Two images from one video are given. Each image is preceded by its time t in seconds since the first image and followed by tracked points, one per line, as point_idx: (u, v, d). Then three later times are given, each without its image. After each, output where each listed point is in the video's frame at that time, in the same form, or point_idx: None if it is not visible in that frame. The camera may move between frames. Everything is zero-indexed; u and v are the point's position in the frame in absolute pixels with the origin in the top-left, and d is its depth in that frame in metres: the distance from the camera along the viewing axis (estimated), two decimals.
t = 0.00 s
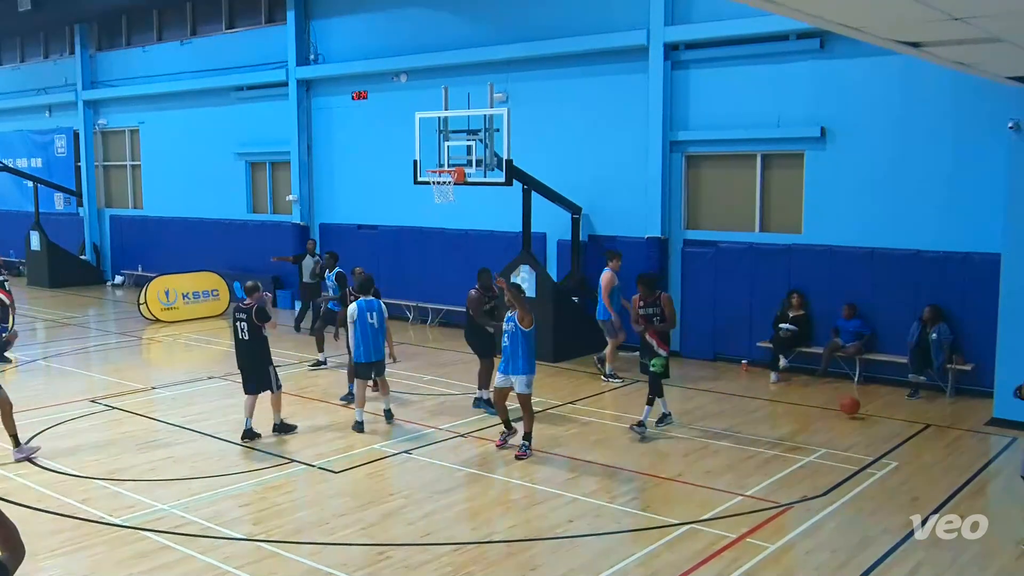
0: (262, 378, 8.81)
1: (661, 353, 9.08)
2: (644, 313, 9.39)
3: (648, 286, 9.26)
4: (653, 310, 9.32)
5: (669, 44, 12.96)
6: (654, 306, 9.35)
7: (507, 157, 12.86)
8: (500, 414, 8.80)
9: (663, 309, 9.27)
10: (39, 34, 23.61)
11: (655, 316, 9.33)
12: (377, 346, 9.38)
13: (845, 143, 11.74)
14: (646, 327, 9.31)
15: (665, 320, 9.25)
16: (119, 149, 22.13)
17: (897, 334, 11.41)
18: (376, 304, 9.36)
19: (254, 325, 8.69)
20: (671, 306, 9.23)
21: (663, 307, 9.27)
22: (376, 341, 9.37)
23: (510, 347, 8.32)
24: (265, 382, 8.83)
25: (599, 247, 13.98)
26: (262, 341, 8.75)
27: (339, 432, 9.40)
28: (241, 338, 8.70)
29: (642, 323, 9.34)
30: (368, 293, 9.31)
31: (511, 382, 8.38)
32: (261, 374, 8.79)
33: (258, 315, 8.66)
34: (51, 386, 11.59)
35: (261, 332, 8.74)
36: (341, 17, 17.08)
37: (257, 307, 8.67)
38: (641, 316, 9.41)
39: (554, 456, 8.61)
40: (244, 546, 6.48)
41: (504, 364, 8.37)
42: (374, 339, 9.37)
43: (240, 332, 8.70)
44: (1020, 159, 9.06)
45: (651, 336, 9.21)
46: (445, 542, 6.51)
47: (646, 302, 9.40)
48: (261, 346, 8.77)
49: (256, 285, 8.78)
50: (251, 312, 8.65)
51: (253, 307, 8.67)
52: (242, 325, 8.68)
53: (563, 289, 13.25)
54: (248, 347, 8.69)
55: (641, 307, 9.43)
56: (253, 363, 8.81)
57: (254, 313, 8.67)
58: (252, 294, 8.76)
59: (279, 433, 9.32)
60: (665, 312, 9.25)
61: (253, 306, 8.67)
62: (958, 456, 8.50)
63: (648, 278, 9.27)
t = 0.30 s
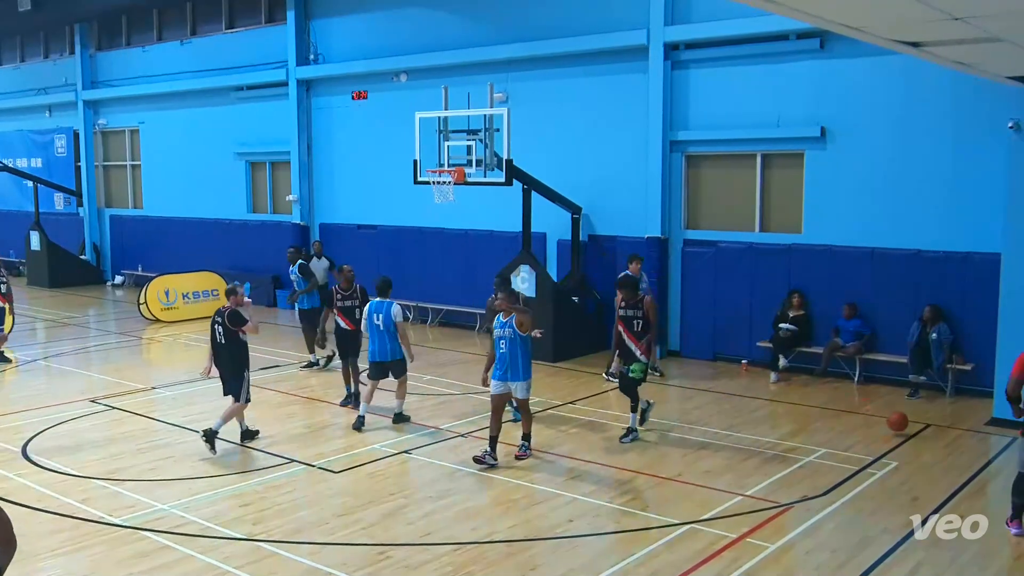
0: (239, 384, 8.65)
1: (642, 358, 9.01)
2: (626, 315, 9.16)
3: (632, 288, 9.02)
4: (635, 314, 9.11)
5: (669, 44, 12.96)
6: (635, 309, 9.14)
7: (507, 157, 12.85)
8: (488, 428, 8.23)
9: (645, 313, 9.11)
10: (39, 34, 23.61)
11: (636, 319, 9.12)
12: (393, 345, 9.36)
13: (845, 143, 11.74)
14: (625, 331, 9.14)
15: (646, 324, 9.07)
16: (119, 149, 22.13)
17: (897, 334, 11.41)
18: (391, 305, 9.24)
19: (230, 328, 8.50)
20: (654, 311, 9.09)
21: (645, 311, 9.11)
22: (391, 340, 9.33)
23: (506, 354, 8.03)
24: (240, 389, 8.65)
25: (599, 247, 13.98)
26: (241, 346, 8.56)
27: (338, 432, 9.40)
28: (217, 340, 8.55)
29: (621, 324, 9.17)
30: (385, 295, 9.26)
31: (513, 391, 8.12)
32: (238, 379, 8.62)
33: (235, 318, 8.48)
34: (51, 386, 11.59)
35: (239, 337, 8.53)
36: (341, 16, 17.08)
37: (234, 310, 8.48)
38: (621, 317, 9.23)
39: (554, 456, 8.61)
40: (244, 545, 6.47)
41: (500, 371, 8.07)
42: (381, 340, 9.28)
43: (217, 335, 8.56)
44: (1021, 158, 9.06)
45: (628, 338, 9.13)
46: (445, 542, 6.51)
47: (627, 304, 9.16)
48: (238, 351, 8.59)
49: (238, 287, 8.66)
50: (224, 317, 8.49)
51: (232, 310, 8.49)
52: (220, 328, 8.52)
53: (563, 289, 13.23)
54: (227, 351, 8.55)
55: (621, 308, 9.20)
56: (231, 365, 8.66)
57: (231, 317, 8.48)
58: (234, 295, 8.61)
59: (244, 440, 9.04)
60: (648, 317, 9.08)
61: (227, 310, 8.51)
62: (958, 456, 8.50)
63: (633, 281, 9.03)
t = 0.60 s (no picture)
0: (211, 391, 8.16)
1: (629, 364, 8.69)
2: (606, 320, 8.82)
3: (610, 293, 8.69)
4: (615, 318, 8.76)
5: (669, 44, 12.96)
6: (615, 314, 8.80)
7: (507, 157, 12.85)
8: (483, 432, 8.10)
9: (625, 316, 8.76)
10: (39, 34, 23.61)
11: (616, 324, 8.79)
12: (408, 341, 9.40)
13: (845, 144, 11.75)
14: (606, 337, 8.80)
15: (626, 329, 8.73)
16: (119, 149, 22.13)
17: (897, 334, 11.41)
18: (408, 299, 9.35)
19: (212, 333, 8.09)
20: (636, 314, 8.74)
21: (626, 315, 8.75)
22: (407, 334, 9.39)
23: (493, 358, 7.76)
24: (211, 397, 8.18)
25: (599, 247, 13.98)
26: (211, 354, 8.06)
27: (339, 432, 9.41)
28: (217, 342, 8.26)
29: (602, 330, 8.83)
30: (400, 290, 9.35)
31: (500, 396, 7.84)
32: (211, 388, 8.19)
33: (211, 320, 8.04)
34: (51, 386, 11.60)
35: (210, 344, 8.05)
36: (341, 17, 17.08)
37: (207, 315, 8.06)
38: (602, 323, 8.88)
39: (554, 456, 8.61)
40: (244, 546, 6.48)
41: (489, 376, 7.79)
42: (395, 334, 9.38)
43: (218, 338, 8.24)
44: (1020, 158, 9.06)
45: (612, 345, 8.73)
46: (445, 542, 6.51)
47: (607, 309, 8.85)
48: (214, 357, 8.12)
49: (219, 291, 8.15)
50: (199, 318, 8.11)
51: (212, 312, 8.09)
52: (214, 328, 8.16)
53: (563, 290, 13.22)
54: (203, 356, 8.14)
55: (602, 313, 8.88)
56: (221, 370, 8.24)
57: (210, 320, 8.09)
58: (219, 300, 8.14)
59: (233, 448, 8.74)
60: (629, 320, 8.73)
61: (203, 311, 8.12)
62: (958, 456, 8.50)
63: (610, 284, 8.68)
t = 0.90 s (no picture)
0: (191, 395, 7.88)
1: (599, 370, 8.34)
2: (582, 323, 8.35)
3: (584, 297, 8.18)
4: (590, 322, 8.29)
5: (669, 44, 12.96)
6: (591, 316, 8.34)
7: (507, 157, 12.84)
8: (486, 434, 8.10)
9: (601, 320, 8.29)
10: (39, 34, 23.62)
11: (592, 327, 8.34)
12: (419, 338, 9.52)
13: (845, 144, 11.74)
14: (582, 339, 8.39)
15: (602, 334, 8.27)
16: (119, 149, 22.12)
17: (897, 334, 11.41)
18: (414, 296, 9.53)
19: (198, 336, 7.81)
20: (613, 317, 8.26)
21: (602, 319, 8.28)
22: (417, 333, 9.50)
23: (489, 360, 7.62)
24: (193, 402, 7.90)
25: (599, 247, 13.98)
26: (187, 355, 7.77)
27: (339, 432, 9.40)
28: (218, 352, 7.95)
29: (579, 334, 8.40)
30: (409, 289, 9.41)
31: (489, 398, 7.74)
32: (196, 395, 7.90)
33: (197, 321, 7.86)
34: (51, 386, 11.59)
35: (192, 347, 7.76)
36: (341, 17, 17.07)
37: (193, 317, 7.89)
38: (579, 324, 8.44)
39: (554, 456, 8.60)
40: (244, 545, 6.47)
41: (483, 378, 7.67)
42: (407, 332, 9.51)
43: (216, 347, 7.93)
44: (1021, 158, 9.05)
45: (588, 348, 8.36)
46: (445, 542, 6.51)
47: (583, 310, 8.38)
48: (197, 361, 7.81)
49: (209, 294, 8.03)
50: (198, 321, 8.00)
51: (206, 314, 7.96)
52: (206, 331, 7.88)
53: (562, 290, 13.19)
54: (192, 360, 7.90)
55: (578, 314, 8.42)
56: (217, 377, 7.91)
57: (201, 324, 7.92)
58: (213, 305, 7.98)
59: (207, 470, 8.09)
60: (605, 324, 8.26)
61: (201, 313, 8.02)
62: (958, 456, 8.50)
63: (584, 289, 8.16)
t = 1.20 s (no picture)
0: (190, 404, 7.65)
1: (582, 378, 8.02)
2: (566, 330, 8.13)
3: (572, 302, 8.00)
4: (576, 329, 8.08)
5: (669, 44, 12.96)
6: (577, 323, 8.12)
7: (507, 157, 12.84)
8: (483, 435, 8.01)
9: (587, 327, 8.09)
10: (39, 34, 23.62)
11: (577, 335, 8.12)
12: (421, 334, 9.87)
13: (844, 144, 11.75)
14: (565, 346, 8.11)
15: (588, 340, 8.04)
16: (119, 149, 22.13)
17: (897, 334, 11.41)
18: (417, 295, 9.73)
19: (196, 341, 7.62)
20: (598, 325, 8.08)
21: (588, 325, 8.08)
22: (419, 329, 9.85)
23: (486, 364, 7.58)
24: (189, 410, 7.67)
25: (599, 247, 13.98)
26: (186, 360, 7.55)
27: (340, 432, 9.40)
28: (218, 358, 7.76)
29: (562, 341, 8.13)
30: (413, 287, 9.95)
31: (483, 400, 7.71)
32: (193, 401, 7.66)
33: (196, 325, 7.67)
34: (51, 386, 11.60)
35: (190, 350, 7.58)
36: (341, 17, 17.08)
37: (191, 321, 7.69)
38: (560, 333, 8.18)
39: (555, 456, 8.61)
40: (244, 545, 6.48)
41: (478, 381, 7.65)
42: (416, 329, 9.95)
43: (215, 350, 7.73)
44: (1021, 158, 9.05)
45: (571, 357, 8.07)
46: (444, 543, 6.51)
47: (567, 318, 8.17)
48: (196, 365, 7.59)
49: (209, 300, 7.87)
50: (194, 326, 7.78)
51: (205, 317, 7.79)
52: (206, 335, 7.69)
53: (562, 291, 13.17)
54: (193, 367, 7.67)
55: (561, 321, 8.19)
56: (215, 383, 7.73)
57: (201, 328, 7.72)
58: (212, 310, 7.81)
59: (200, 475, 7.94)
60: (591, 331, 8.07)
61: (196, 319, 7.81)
62: (958, 456, 8.50)
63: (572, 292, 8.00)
